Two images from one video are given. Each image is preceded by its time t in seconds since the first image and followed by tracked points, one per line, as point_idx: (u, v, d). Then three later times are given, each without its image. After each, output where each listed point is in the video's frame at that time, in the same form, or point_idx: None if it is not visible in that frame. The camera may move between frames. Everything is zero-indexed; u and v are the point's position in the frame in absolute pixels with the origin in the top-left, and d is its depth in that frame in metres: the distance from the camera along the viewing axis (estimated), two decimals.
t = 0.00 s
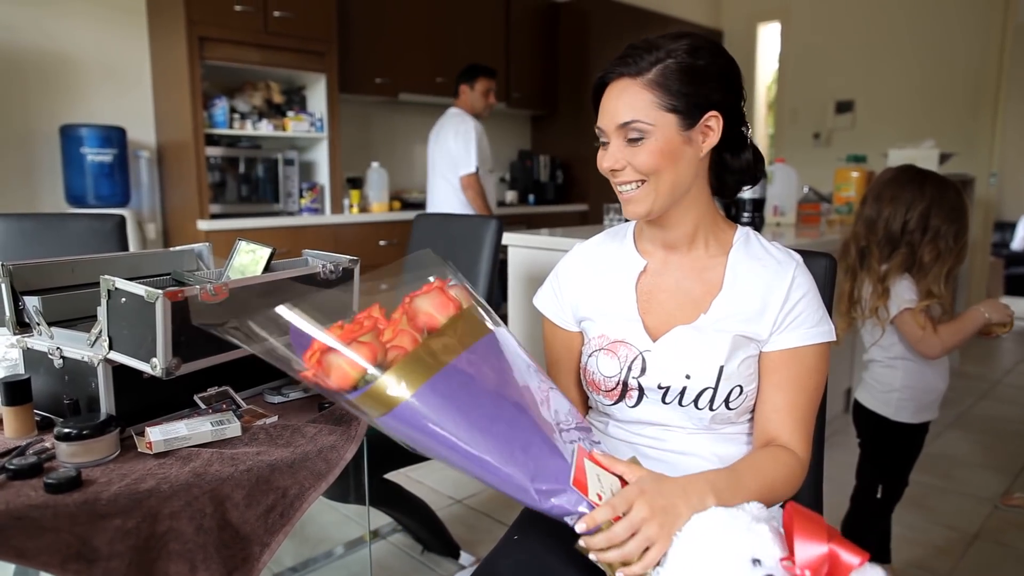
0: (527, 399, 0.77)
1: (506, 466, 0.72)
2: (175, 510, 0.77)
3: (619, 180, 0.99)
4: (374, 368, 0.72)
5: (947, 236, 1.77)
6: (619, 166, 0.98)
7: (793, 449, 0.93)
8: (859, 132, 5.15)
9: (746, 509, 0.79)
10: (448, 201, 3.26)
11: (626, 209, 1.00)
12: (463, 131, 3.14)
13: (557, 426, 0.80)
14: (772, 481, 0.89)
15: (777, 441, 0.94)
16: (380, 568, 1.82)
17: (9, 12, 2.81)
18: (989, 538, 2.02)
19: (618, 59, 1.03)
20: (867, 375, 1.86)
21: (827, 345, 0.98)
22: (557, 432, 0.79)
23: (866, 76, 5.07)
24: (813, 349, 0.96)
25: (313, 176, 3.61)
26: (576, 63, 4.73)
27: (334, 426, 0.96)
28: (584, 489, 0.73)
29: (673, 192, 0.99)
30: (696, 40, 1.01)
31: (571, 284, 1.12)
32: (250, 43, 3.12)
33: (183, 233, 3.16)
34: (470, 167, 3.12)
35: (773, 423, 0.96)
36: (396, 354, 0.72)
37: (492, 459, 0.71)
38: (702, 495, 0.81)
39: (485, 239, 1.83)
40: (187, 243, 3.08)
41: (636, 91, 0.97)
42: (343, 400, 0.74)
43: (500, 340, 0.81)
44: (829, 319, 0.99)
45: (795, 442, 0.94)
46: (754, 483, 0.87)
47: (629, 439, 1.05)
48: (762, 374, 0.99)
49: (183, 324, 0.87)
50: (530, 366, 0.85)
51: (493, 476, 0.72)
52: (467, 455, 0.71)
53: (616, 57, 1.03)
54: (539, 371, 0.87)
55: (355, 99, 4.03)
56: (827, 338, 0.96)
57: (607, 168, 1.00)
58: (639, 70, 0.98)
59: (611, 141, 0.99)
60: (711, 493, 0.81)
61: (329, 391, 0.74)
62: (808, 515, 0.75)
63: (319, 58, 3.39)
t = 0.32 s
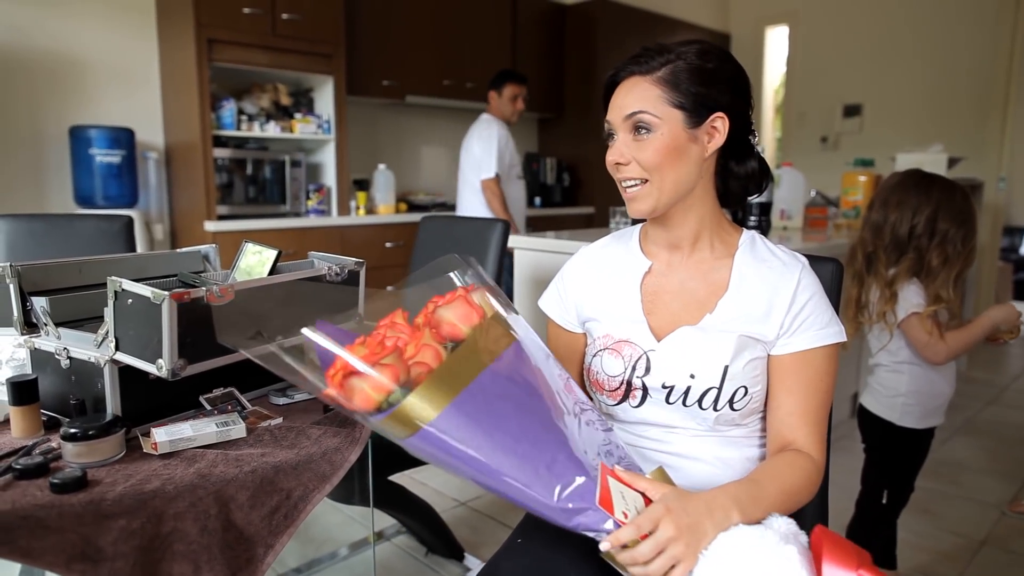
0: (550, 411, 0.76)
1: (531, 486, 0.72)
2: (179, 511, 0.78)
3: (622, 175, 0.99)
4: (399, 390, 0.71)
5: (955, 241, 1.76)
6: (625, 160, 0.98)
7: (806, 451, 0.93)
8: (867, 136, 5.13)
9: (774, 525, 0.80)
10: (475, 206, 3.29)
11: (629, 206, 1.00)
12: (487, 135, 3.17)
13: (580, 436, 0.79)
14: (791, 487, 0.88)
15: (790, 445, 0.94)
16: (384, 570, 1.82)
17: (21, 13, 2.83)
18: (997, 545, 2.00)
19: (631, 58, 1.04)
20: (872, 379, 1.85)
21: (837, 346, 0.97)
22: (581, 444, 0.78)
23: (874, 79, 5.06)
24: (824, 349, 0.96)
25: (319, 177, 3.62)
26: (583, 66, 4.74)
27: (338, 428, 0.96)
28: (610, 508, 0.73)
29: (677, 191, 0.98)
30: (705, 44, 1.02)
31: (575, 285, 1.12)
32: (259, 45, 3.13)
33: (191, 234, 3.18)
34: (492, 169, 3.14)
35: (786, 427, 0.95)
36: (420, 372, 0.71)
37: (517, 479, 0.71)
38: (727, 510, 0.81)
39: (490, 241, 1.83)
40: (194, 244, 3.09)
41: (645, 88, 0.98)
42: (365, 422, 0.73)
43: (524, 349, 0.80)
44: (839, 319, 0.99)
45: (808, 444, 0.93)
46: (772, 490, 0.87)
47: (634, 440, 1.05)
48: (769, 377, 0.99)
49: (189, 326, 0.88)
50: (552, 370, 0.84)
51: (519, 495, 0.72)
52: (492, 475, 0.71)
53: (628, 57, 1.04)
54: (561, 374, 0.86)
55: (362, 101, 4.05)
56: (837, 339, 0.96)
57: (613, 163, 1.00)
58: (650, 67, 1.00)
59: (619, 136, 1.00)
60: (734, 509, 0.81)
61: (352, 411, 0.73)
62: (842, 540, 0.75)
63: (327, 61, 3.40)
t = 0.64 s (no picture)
0: (571, 449, 0.75)
1: (565, 535, 0.69)
2: (181, 510, 0.78)
3: (626, 181, 0.99)
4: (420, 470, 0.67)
5: (953, 237, 1.75)
6: (627, 166, 0.98)
7: (818, 450, 0.93)
8: (870, 135, 5.12)
9: (798, 526, 0.78)
10: (511, 204, 3.27)
11: (632, 210, 1.00)
12: (516, 135, 3.16)
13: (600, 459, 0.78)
14: (806, 486, 0.88)
15: (802, 444, 0.94)
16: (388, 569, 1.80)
17: (24, 12, 2.84)
18: (1000, 545, 2.00)
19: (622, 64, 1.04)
20: (874, 379, 1.85)
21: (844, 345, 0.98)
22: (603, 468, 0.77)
23: (877, 79, 5.05)
24: (832, 348, 0.96)
25: (322, 177, 3.62)
26: (586, 66, 4.74)
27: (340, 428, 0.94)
28: (648, 539, 0.71)
29: (678, 192, 0.98)
30: (698, 42, 1.02)
31: (578, 285, 1.12)
32: (262, 45, 3.14)
33: (193, 234, 3.18)
34: (527, 167, 3.12)
35: (797, 427, 0.95)
36: (433, 440, 0.68)
37: (550, 528, 0.69)
38: (755, 516, 0.80)
39: (492, 241, 1.83)
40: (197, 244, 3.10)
41: (640, 92, 0.98)
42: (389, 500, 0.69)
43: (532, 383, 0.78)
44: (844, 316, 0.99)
45: (820, 441, 0.94)
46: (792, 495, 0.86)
47: (638, 441, 1.05)
48: (775, 377, 0.99)
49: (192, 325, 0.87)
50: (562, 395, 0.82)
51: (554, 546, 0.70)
52: (534, 530, 0.69)
53: (621, 62, 1.04)
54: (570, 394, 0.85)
55: (364, 102, 4.05)
56: (845, 338, 0.96)
57: (615, 170, 0.99)
58: (643, 69, 1.00)
59: (619, 143, 0.99)
60: (763, 516, 0.81)
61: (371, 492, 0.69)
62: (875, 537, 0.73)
63: (330, 60, 3.40)
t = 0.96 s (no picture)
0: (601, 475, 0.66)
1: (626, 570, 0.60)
2: (184, 505, 0.78)
3: (619, 168, 0.99)
4: (472, 535, 0.57)
5: (942, 234, 1.74)
6: (621, 151, 0.97)
7: (822, 441, 0.94)
8: (872, 132, 5.11)
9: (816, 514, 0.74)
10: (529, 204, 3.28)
11: (625, 198, 0.99)
12: (541, 136, 3.17)
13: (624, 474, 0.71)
14: (815, 475, 0.89)
15: (806, 437, 0.94)
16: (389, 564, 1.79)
17: (26, 8, 2.84)
18: (1001, 541, 2.00)
19: (630, 54, 1.05)
20: (876, 374, 1.85)
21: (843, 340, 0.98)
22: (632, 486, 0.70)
23: (879, 75, 5.04)
24: (831, 346, 0.97)
25: (323, 173, 3.62)
26: (587, 62, 4.73)
27: (341, 424, 0.93)
28: (690, 552, 0.65)
29: (674, 181, 0.98)
30: (703, 40, 1.02)
31: (579, 281, 1.12)
32: (262, 41, 3.13)
33: (194, 230, 3.19)
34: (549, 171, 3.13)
35: (801, 421, 0.96)
36: (465, 490, 0.59)
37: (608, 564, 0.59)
38: (771, 511, 0.79)
39: (493, 237, 1.83)
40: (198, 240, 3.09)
41: (642, 81, 0.99)
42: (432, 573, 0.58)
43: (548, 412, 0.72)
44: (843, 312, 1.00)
45: (823, 434, 0.94)
46: (804, 485, 0.87)
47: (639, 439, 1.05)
48: (776, 375, 0.99)
49: (194, 319, 0.87)
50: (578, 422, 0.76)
51: None
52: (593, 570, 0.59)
53: (627, 54, 1.04)
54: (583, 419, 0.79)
55: (365, 98, 4.05)
56: (844, 333, 0.96)
57: (611, 156, 0.99)
58: (647, 59, 1.01)
59: (616, 130, 1.00)
60: (780, 508, 0.80)
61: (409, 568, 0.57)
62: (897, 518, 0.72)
63: (330, 57, 3.40)
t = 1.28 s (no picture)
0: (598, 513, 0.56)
1: None
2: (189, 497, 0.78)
3: (616, 153, 0.99)
4: None
5: (934, 225, 1.74)
6: (618, 136, 0.98)
7: (821, 433, 0.94)
8: (871, 122, 5.10)
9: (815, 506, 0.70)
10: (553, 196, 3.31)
11: (622, 180, 0.99)
12: (571, 128, 3.18)
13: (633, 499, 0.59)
14: (810, 465, 0.89)
15: (804, 429, 0.95)
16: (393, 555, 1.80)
17: (24, 3, 2.83)
18: (1001, 528, 2.01)
19: (632, 40, 1.06)
20: (877, 364, 1.85)
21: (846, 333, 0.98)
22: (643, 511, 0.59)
23: (879, 65, 5.02)
24: (835, 339, 0.97)
25: (322, 167, 3.62)
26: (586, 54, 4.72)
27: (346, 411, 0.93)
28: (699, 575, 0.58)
29: (673, 166, 0.97)
30: (707, 28, 1.03)
31: (580, 269, 1.13)
32: (261, 34, 3.12)
33: (194, 225, 3.19)
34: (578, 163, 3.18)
35: (800, 414, 0.97)
36: None
37: None
38: (763, 508, 0.77)
39: (494, 228, 1.83)
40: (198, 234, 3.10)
41: (639, 67, 1.00)
42: None
43: (540, 452, 0.58)
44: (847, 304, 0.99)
45: (823, 425, 0.95)
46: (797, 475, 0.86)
47: (638, 432, 1.05)
48: (776, 369, 1.00)
49: (198, 313, 0.87)
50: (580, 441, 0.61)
51: None
52: None
53: (627, 42, 1.06)
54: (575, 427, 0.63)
55: (364, 91, 4.04)
56: (847, 326, 0.96)
57: (609, 144, 0.99)
58: (645, 47, 1.02)
59: (614, 115, 1.00)
60: (772, 506, 0.78)
61: None
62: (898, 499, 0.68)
63: (329, 50, 3.39)
